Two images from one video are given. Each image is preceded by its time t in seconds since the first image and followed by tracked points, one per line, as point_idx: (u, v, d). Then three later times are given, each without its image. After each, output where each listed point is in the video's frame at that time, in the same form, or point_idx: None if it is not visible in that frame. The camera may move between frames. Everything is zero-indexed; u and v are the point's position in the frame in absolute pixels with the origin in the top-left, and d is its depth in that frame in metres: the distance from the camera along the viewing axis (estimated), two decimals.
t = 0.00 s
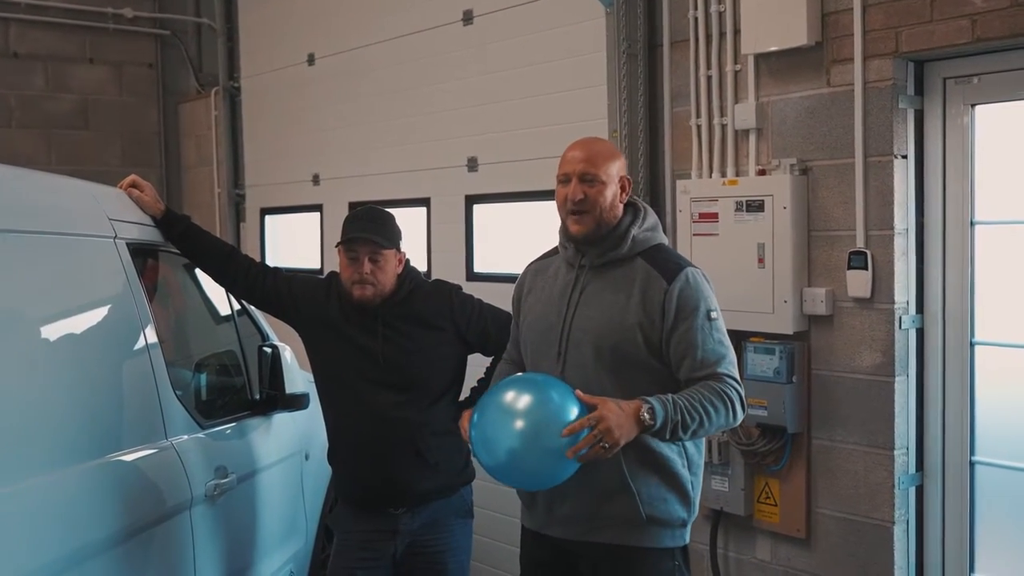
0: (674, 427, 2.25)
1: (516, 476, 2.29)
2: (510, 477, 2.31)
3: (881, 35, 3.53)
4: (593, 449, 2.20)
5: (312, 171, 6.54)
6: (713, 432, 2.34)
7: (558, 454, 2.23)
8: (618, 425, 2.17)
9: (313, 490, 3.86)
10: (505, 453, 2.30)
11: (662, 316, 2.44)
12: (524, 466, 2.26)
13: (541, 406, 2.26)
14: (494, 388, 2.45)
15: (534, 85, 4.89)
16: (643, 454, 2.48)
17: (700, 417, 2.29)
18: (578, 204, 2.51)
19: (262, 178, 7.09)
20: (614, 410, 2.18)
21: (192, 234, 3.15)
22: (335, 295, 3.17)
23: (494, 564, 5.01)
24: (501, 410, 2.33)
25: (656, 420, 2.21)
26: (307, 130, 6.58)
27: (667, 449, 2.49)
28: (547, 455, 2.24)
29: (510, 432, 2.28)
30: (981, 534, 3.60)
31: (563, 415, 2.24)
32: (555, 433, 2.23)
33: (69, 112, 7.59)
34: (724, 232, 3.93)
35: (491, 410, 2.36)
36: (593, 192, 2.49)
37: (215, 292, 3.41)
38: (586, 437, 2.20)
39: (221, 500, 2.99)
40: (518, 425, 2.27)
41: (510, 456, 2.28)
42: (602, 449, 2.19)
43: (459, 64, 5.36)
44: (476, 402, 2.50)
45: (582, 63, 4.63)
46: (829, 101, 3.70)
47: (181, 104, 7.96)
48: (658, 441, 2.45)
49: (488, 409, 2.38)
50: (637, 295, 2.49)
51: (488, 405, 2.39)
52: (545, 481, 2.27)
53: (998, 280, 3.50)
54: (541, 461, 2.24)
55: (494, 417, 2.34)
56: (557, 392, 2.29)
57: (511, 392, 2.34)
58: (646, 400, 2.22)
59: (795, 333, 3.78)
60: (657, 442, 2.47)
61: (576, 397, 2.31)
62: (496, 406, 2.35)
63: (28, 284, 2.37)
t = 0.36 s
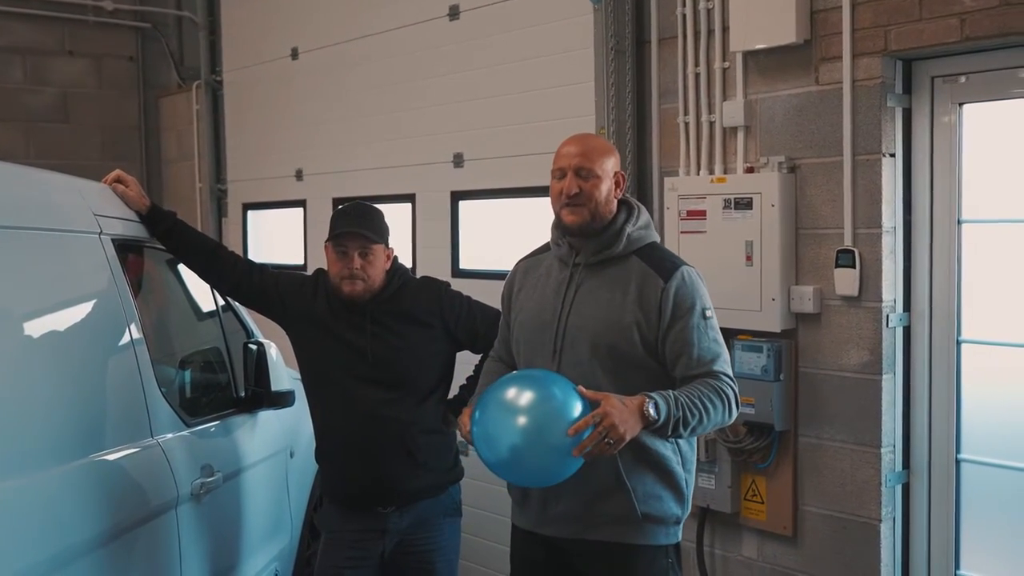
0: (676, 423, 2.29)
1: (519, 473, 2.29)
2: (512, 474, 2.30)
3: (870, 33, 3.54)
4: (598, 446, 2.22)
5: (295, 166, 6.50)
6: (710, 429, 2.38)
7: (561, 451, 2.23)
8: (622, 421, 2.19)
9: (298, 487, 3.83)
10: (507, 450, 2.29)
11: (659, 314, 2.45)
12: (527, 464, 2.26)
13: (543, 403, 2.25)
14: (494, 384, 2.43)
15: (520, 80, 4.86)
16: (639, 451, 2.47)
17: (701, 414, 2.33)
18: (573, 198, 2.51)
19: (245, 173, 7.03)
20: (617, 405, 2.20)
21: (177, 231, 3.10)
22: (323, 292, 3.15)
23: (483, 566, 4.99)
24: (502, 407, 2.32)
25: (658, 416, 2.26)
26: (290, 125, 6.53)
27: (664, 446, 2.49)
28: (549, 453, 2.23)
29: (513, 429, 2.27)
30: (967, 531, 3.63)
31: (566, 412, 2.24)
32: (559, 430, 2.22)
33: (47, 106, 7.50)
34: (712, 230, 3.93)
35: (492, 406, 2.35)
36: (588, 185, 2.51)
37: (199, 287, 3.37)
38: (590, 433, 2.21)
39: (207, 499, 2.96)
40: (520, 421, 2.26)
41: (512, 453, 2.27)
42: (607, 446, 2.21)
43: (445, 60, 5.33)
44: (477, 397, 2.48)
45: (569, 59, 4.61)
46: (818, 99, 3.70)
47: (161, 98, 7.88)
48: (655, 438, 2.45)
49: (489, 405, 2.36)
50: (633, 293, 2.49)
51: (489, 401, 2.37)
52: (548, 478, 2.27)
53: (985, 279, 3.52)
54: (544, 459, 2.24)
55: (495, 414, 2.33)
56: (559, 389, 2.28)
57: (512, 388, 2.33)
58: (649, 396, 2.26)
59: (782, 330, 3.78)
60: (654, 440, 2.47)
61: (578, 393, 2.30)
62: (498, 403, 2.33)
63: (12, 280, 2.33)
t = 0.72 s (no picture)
0: (686, 422, 2.29)
1: (528, 474, 2.28)
2: (521, 475, 2.29)
3: (874, 35, 3.54)
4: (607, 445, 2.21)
5: (293, 165, 6.47)
6: (718, 427, 2.38)
7: (570, 451, 2.22)
8: (632, 420, 2.19)
9: (298, 488, 3.81)
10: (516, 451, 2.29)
11: (668, 312, 2.45)
12: (536, 464, 2.25)
13: (552, 403, 2.25)
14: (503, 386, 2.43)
15: (520, 81, 4.85)
16: (645, 451, 2.47)
17: (709, 412, 2.32)
18: (581, 197, 2.51)
19: (241, 172, 7.00)
20: (625, 405, 2.19)
21: (179, 231, 3.08)
22: (326, 292, 3.14)
23: (486, 568, 5.00)
24: (510, 407, 2.31)
25: (668, 415, 2.25)
26: (288, 124, 6.51)
27: (670, 447, 2.49)
28: (559, 453, 2.22)
29: (522, 430, 2.27)
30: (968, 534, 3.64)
31: (575, 411, 2.24)
32: (568, 430, 2.22)
33: (43, 104, 7.47)
34: (715, 231, 3.93)
35: (501, 407, 2.35)
36: (595, 184, 2.51)
37: (199, 287, 3.35)
38: (599, 433, 2.21)
39: (210, 500, 2.94)
40: (529, 422, 2.26)
41: (521, 453, 2.27)
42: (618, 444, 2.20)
43: (445, 59, 5.31)
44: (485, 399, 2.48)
45: (569, 59, 4.60)
46: (821, 101, 3.71)
47: (157, 96, 7.86)
48: (663, 438, 2.45)
49: (497, 407, 2.36)
50: (642, 291, 2.49)
51: (498, 402, 2.37)
52: (557, 479, 2.26)
53: (987, 281, 3.53)
54: (553, 459, 2.23)
55: (504, 414, 2.32)
56: (568, 389, 2.28)
57: (520, 389, 2.32)
58: (658, 395, 2.25)
59: (785, 332, 3.78)
60: (660, 439, 2.46)
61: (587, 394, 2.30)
62: (506, 404, 2.33)
63: (15, 279, 2.32)
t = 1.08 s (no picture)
0: (698, 430, 2.28)
1: (544, 489, 2.27)
2: (537, 489, 2.29)
3: (880, 38, 3.55)
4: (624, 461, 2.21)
5: (294, 166, 6.46)
6: (728, 434, 2.37)
7: (585, 467, 2.21)
8: (646, 433, 2.19)
9: (302, 490, 3.79)
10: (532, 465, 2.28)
11: (674, 315, 2.44)
12: (552, 479, 2.24)
13: (567, 418, 2.24)
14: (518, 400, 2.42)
15: (523, 82, 4.84)
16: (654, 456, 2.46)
17: (719, 418, 2.32)
18: (590, 196, 2.53)
19: (241, 173, 6.98)
20: (639, 418, 2.20)
21: (186, 231, 3.09)
22: (332, 294, 3.13)
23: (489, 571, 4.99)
24: (525, 422, 2.30)
25: (680, 426, 2.25)
26: (289, 125, 6.50)
27: (678, 451, 2.48)
28: (574, 468, 2.21)
29: (537, 445, 2.26)
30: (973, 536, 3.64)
31: (590, 427, 2.23)
32: (583, 446, 2.21)
33: (41, 104, 7.45)
34: (719, 233, 3.93)
35: (515, 422, 2.34)
36: (606, 184, 2.53)
37: (203, 289, 3.33)
38: (615, 448, 2.20)
39: (215, 502, 2.93)
40: (544, 436, 2.25)
41: (536, 468, 2.26)
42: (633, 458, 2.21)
43: (447, 61, 5.30)
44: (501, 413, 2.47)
45: (572, 61, 4.60)
46: (826, 104, 3.71)
47: (156, 97, 7.84)
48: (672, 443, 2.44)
49: (512, 421, 2.35)
50: (648, 294, 2.48)
51: (511, 415, 2.36)
52: (573, 494, 2.25)
53: (993, 284, 3.53)
54: (568, 474, 2.22)
55: (519, 429, 2.32)
56: (583, 404, 2.27)
57: (535, 404, 2.32)
58: (669, 405, 2.26)
59: (790, 335, 3.78)
60: (669, 444, 2.46)
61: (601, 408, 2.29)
62: (521, 418, 2.32)
63: (23, 280, 2.31)
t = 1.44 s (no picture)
0: (694, 432, 2.29)
1: (540, 485, 2.26)
2: (532, 486, 2.27)
3: (878, 42, 3.56)
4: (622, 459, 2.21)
5: (288, 167, 6.44)
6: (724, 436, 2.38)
7: (583, 462, 2.21)
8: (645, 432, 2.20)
9: (297, 491, 3.75)
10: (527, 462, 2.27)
11: (674, 317, 2.45)
12: (548, 476, 2.23)
13: (564, 414, 2.24)
14: (512, 396, 2.41)
15: (519, 84, 4.84)
16: (655, 458, 2.47)
17: (716, 418, 2.32)
18: (593, 199, 2.53)
19: (235, 173, 6.96)
20: (638, 416, 2.21)
21: (184, 231, 3.09)
22: (331, 295, 3.13)
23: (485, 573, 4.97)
24: (521, 418, 2.29)
25: (678, 425, 2.26)
26: (283, 126, 6.48)
27: (677, 453, 2.48)
28: (571, 464, 2.21)
29: (533, 441, 2.25)
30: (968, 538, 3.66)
31: (587, 423, 2.22)
32: (580, 442, 2.21)
33: (34, 103, 7.42)
34: (717, 236, 3.94)
35: (510, 418, 2.33)
36: (609, 187, 2.53)
37: (203, 289, 3.33)
38: (613, 445, 2.20)
39: (213, 503, 2.91)
40: (540, 432, 2.25)
41: (533, 464, 2.25)
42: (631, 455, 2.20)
43: (443, 62, 5.30)
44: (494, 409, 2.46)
45: (569, 64, 4.60)
46: (824, 108, 3.72)
47: (149, 97, 7.81)
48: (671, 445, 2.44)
49: (507, 417, 2.34)
50: (649, 294, 2.49)
51: (506, 411, 2.35)
52: (570, 491, 2.25)
53: (990, 288, 3.55)
54: (566, 471, 2.22)
55: (513, 424, 2.30)
56: (579, 400, 2.26)
57: (531, 400, 2.31)
58: (668, 405, 2.27)
59: (787, 337, 3.79)
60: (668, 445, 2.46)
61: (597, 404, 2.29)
62: (516, 414, 2.31)
63: (22, 278, 2.29)
